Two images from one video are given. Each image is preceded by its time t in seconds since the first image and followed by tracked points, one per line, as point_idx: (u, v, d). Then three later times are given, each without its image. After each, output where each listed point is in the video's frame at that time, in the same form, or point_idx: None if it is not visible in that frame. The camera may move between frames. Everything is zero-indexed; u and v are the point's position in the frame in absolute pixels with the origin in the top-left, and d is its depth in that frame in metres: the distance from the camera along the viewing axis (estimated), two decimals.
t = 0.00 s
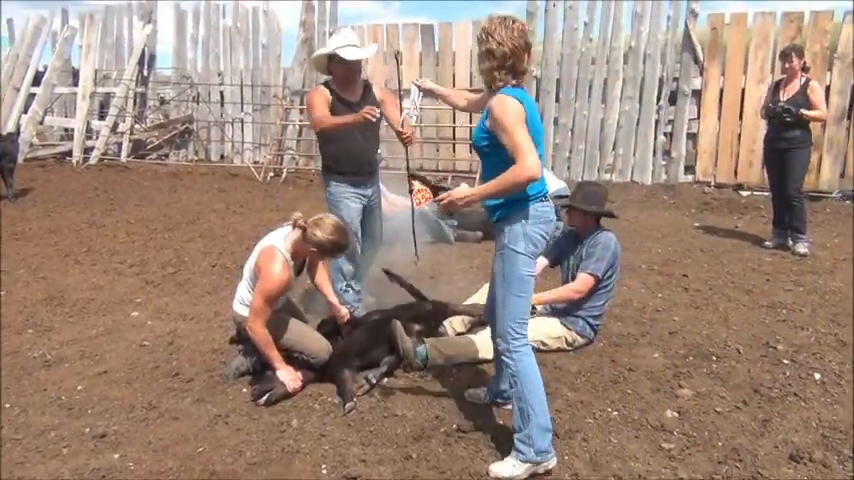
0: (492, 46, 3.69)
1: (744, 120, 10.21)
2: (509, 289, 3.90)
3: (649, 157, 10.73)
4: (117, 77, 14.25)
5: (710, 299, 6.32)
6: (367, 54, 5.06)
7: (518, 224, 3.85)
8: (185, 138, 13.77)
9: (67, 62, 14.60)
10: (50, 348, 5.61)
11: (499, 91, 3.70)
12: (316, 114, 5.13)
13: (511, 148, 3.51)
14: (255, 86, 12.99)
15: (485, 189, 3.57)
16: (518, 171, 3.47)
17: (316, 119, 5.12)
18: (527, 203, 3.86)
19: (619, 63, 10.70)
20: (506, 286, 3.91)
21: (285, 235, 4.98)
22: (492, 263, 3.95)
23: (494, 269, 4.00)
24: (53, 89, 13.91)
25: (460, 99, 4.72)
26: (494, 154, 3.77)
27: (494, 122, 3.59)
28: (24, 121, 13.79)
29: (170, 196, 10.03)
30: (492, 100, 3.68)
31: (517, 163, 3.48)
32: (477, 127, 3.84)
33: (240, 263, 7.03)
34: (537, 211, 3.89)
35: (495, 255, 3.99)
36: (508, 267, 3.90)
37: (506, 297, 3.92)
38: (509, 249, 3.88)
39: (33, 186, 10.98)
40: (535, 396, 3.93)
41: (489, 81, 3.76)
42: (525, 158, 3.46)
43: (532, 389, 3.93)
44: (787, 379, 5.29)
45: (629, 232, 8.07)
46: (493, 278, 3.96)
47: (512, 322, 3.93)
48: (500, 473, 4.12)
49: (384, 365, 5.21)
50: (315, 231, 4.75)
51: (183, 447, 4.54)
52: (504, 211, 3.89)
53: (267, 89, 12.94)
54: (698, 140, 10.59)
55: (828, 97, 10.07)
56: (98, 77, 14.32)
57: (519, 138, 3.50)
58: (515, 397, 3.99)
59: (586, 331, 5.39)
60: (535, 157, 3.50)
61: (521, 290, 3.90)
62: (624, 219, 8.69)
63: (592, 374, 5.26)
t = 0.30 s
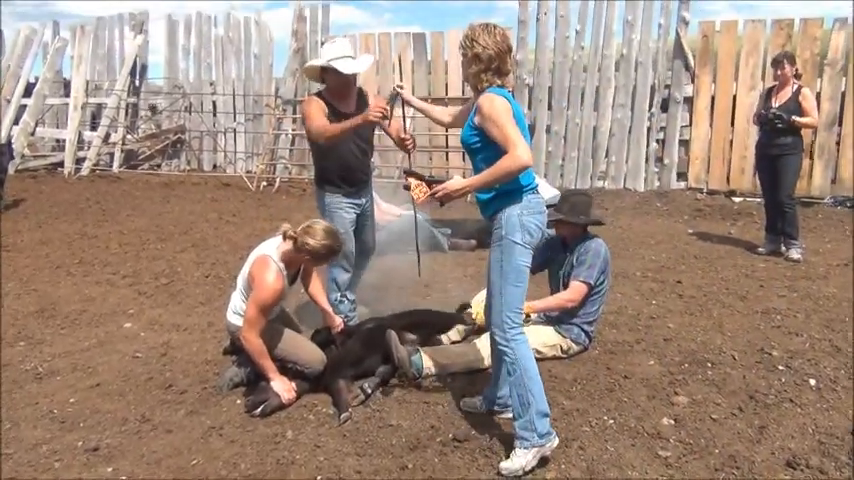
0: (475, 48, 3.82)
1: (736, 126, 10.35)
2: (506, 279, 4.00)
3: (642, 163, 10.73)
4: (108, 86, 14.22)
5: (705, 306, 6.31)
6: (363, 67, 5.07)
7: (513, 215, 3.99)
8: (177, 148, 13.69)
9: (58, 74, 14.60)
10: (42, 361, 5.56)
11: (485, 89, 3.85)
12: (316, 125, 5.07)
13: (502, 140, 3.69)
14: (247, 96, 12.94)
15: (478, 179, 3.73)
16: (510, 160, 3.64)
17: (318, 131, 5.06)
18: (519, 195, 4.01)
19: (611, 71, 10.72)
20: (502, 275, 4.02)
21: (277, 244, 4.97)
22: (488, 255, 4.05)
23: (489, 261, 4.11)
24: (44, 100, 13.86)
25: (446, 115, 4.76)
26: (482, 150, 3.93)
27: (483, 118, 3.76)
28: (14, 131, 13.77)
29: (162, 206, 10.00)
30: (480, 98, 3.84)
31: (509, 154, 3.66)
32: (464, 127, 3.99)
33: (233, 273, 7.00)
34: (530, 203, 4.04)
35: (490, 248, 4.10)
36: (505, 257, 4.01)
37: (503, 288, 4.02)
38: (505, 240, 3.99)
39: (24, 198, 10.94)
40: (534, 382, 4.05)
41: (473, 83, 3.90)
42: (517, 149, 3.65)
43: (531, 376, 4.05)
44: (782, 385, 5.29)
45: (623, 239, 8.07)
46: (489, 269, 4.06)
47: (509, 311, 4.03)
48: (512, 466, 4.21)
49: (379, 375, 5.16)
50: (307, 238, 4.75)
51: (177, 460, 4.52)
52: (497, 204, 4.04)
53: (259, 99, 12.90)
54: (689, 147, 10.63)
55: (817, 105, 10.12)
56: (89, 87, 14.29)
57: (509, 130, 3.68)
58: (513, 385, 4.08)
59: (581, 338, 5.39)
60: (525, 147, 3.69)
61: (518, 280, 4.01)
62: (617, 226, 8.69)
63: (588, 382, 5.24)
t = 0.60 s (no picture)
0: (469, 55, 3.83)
1: (731, 130, 10.38)
2: (513, 279, 4.02)
3: (637, 167, 10.75)
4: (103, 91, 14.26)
5: (701, 310, 6.31)
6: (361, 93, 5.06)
7: (519, 216, 4.00)
8: (173, 152, 13.68)
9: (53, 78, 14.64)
10: (37, 366, 5.54)
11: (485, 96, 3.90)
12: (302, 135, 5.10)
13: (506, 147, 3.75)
14: (243, 101, 12.97)
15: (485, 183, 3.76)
16: (516, 165, 3.70)
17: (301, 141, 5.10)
18: (523, 197, 4.03)
19: (605, 75, 10.75)
20: (508, 276, 4.03)
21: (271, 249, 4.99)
22: (493, 255, 4.04)
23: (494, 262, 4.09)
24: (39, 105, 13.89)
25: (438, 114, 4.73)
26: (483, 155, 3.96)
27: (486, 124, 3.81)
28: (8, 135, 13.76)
29: (159, 211, 10.00)
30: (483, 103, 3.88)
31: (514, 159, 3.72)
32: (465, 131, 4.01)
33: (228, 278, 6.98)
34: (532, 205, 4.06)
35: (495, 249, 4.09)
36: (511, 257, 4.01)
37: (509, 288, 4.03)
38: (512, 240, 3.99)
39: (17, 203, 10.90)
40: (538, 382, 4.08)
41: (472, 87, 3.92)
42: (522, 155, 3.72)
43: (535, 376, 4.08)
44: (778, 389, 5.29)
45: (619, 243, 8.08)
46: (494, 270, 4.06)
47: (516, 311, 4.04)
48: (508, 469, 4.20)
49: (374, 380, 5.17)
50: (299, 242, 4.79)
51: (172, 465, 4.51)
52: (500, 205, 4.02)
53: (255, 104, 12.90)
54: (684, 152, 10.68)
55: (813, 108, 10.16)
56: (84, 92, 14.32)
57: (514, 137, 3.74)
58: (516, 385, 4.09)
59: (577, 342, 5.37)
60: (529, 153, 3.75)
61: (523, 281, 4.03)
62: (614, 229, 8.69)
63: (584, 386, 5.23)
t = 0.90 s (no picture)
0: (513, 11, 2.85)
1: (804, 104, 8.29)
2: (581, 300, 3.04)
3: (687, 150, 8.57)
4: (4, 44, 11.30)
5: (768, 333, 5.10)
6: (331, 79, 3.94)
7: (580, 216, 3.03)
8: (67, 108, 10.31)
9: None
10: None
11: (520, 62, 2.89)
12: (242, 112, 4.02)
13: (564, 126, 2.78)
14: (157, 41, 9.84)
15: (543, 174, 2.78)
16: (585, 142, 2.74)
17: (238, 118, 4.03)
18: (580, 191, 3.06)
19: (647, 34, 8.57)
20: (574, 295, 3.04)
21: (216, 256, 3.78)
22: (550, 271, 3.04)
23: (546, 283, 3.09)
24: None
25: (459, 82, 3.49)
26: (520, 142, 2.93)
27: (531, 96, 2.81)
28: None
29: (82, 192, 8.23)
30: (516, 71, 2.88)
31: (578, 138, 2.76)
32: (487, 111, 2.96)
33: (169, 292, 5.57)
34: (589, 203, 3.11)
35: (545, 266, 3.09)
36: (574, 271, 3.04)
37: (577, 312, 3.04)
38: (577, 249, 3.02)
39: None
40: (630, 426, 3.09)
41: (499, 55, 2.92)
42: (589, 130, 2.77)
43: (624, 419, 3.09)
44: None
45: (662, 246, 6.80)
46: (553, 292, 3.05)
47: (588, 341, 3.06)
48: None
49: (351, 423, 4.00)
50: (255, 245, 3.57)
51: None
52: (552, 205, 3.02)
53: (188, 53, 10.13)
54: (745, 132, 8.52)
55: None
56: None
57: (572, 111, 2.78)
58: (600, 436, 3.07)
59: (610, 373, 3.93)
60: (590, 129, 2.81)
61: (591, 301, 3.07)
62: (654, 229, 7.34)
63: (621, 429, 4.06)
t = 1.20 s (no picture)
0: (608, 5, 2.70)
1: (812, 97, 8.16)
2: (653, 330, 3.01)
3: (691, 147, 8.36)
4: None
5: (773, 333, 5.03)
6: (341, 68, 3.85)
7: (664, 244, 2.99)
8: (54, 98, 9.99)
9: None
10: None
11: (614, 68, 2.76)
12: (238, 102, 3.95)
13: (676, 136, 2.71)
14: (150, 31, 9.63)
15: (672, 185, 2.67)
16: (701, 152, 2.71)
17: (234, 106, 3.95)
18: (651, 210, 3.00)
19: (651, 27, 8.44)
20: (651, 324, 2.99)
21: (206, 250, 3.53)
22: (637, 297, 2.95)
23: (622, 305, 2.98)
24: None
25: (502, 79, 3.15)
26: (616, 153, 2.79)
27: (643, 106, 2.70)
28: None
29: (71, 186, 8.11)
30: (615, 77, 2.74)
31: (694, 148, 2.71)
32: (578, 118, 2.77)
33: (161, 291, 5.51)
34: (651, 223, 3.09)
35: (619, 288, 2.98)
36: (654, 301, 2.99)
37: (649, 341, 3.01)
38: (660, 280, 2.98)
39: None
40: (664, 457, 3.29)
41: (591, 59, 2.77)
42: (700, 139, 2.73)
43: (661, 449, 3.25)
44: None
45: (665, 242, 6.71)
46: (638, 318, 2.96)
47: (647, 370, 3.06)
48: None
49: (348, 423, 3.85)
50: (252, 242, 3.34)
51: None
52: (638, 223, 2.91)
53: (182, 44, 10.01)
54: (751, 127, 8.40)
55: None
56: None
57: (682, 121, 2.72)
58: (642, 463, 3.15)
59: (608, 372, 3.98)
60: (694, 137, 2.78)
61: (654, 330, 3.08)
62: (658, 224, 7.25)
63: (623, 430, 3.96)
